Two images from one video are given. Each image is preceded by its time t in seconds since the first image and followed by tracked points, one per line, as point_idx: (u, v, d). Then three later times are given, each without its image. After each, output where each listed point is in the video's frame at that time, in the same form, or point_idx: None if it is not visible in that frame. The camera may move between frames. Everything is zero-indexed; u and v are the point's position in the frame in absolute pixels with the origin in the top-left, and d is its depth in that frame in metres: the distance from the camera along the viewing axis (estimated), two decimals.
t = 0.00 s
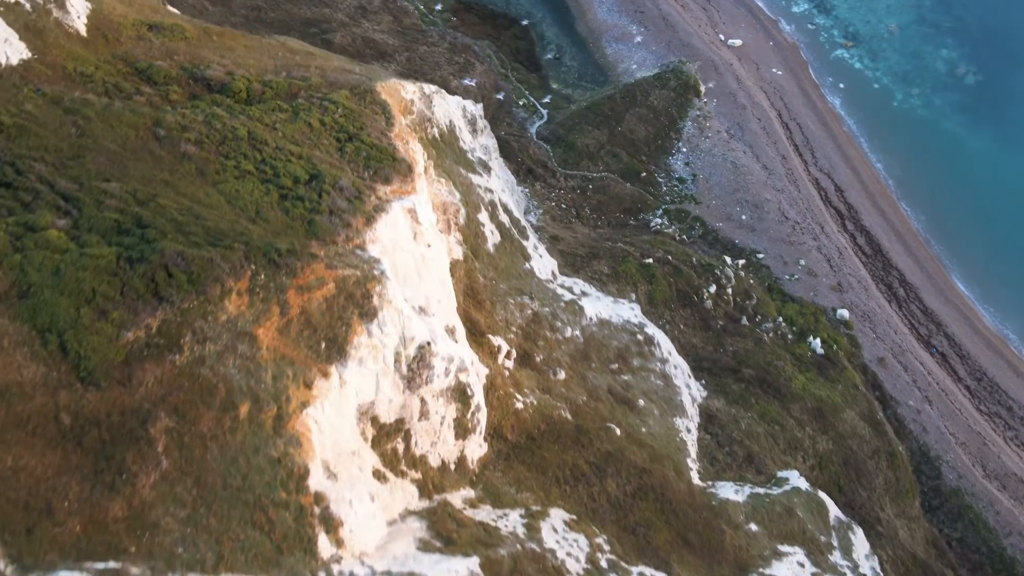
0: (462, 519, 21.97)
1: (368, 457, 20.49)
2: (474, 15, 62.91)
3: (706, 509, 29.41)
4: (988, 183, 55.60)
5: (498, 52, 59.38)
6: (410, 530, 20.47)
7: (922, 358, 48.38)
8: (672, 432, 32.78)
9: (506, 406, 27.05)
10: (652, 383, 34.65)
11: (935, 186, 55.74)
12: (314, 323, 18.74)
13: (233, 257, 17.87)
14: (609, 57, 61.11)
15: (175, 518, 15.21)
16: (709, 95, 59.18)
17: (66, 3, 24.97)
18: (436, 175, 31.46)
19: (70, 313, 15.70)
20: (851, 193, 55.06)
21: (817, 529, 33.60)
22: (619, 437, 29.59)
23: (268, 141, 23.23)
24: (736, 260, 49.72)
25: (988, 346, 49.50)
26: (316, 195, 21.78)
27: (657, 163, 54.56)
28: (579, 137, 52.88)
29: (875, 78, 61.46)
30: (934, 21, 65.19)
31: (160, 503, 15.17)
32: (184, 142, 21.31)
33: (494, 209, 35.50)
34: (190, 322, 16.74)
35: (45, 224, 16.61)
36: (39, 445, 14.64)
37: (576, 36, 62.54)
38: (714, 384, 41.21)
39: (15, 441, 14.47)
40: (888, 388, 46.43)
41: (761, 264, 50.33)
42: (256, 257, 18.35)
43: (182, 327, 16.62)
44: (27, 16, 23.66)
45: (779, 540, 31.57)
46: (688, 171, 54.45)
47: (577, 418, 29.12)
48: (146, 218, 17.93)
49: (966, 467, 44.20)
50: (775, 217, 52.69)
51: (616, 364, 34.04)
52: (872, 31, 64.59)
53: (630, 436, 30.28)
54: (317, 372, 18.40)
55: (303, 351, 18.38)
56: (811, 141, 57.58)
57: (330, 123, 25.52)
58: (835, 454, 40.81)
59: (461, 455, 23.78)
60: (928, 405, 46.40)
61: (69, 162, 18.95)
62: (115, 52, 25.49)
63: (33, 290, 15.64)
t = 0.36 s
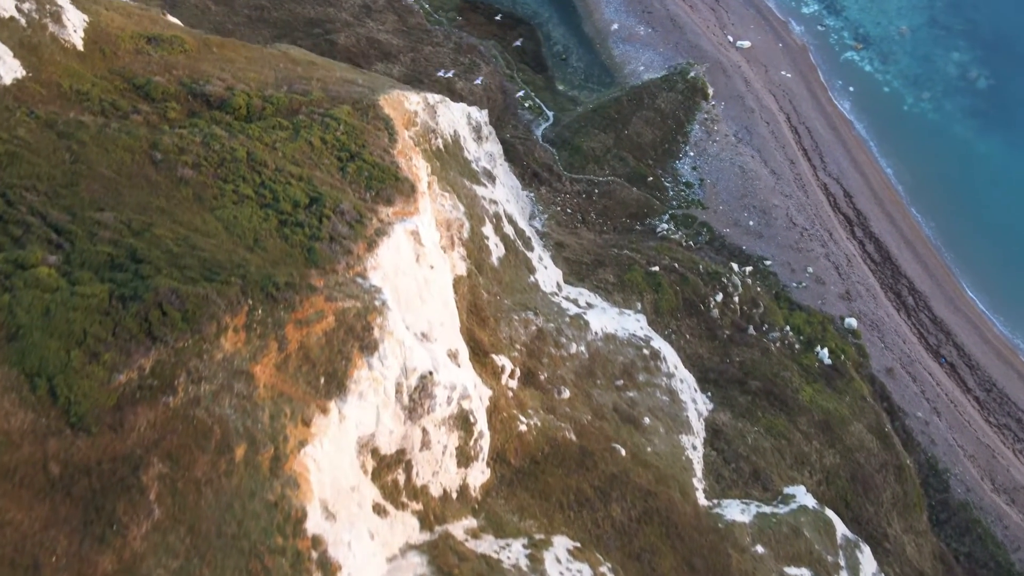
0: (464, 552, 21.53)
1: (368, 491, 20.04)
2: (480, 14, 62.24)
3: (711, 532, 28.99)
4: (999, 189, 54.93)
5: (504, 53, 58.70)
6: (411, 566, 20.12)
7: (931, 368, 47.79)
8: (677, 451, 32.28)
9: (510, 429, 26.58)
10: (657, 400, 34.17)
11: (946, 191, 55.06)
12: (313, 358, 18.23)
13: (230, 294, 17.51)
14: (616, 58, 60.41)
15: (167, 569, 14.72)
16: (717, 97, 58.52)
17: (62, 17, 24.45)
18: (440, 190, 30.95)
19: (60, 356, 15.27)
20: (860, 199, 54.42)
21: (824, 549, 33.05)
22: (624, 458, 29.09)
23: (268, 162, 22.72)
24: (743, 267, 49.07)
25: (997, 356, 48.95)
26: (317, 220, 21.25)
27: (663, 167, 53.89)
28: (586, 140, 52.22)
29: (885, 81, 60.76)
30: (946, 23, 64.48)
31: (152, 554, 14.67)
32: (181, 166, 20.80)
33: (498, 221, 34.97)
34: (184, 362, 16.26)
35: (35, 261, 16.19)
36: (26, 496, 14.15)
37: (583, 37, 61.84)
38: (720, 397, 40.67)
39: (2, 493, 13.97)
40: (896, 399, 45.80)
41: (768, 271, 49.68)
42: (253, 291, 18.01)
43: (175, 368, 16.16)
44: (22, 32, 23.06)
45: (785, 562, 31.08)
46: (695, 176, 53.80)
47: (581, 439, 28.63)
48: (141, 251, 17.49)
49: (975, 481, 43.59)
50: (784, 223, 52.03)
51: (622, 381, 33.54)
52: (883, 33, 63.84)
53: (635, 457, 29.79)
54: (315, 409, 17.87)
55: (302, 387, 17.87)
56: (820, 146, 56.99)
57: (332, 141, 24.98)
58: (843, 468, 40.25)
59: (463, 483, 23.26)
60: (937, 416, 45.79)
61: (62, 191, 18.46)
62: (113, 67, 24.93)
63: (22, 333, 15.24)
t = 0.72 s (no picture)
0: None
1: (368, 531, 19.53)
2: (487, 17, 61.64)
3: (718, 561, 28.58)
4: (1011, 201, 54.37)
5: (511, 57, 58.11)
6: None
7: (941, 384, 47.18)
8: (684, 474, 31.83)
9: (514, 456, 26.14)
10: (664, 421, 33.71)
11: (957, 202, 54.49)
12: (313, 399, 17.79)
13: (227, 334, 17.04)
14: (624, 63, 59.80)
15: None
16: (727, 104, 57.87)
17: (60, 36, 23.98)
18: (445, 209, 30.50)
19: (50, 405, 14.78)
20: (871, 209, 53.80)
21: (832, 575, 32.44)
22: (630, 485, 28.59)
23: (268, 188, 22.24)
24: (751, 279, 48.42)
25: (1007, 372, 48.47)
26: (318, 251, 20.77)
27: (672, 175, 53.25)
28: (593, 147, 51.66)
29: (897, 88, 60.10)
30: (960, 29, 63.82)
31: None
32: (179, 195, 20.32)
33: (504, 237, 34.47)
34: (180, 408, 15.80)
35: (26, 304, 15.73)
36: (14, 554, 13.58)
37: (591, 41, 61.23)
38: (727, 414, 40.15)
39: None
40: (905, 414, 45.11)
41: (776, 283, 49.03)
42: (252, 330, 17.53)
43: (170, 415, 15.67)
44: (19, 52, 22.57)
45: None
46: (704, 185, 53.19)
47: (586, 465, 28.16)
48: (136, 291, 17.04)
49: (985, 499, 42.88)
50: (793, 234, 51.36)
51: (628, 402, 33.05)
52: (895, 40, 63.17)
53: (642, 482, 29.28)
54: (315, 451, 17.37)
55: (301, 429, 17.40)
56: (830, 154, 56.35)
57: (335, 164, 24.48)
58: (851, 486, 39.66)
59: (466, 516, 22.74)
60: (946, 433, 45.11)
61: (56, 224, 17.99)
62: (112, 86, 24.42)
63: (11, 381, 14.72)
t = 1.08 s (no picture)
0: None
1: None
2: (495, 24, 61.05)
3: None
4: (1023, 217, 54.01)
5: (519, 65, 57.56)
6: None
7: (951, 404, 46.52)
8: (690, 501, 31.39)
9: (518, 489, 25.63)
10: (671, 446, 33.30)
11: (968, 217, 54.02)
12: (312, 447, 17.34)
13: (224, 383, 16.65)
14: (633, 72, 59.25)
15: None
16: (736, 116, 57.22)
17: (60, 60, 23.61)
18: (450, 233, 30.09)
19: (40, 461, 14.49)
20: (881, 224, 53.20)
21: None
22: (636, 516, 28.15)
23: (269, 219, 21.72)
24: (759, 294, 47.81)
25: (1018, 392, 48.02)
26: (319, 288, 20.26)
27: (680, 188, 52.55)
28: (601, 159, 51.15)
29: (909, 101, 59.56)
30: (972, 40, 63.29)
31: None
32: (178, 229, 19.82)
33: (510, 258, 34.02)
34: (174, 461, 15.35)
35: (17, 354, 15.58)
36: None
37: (599, 49, 60.68)
38: (734, 435, 39.56)
39: None
40: (914, 435, 44.27)
41: (785, 299, 48.37)
42: (250, 377, 17.11)
43: (164, 469, 15.22)
44: (17, 78, 22.30)
45: None
46: (712, 198, 52.44)
47: (592, 496, 27.70)
48: (132, 337, 16.74)
49: (994, 522, 42.08)
50: (802, 249, 50.71)
51: (634, 428, 32.56)
52: (907, 51, 62.62)
53: (648, 512, 28.78)
54: (314, 501, 16.79)
55: (299, 478, 16.88)
56: (840, 168, 55.71)
57: (338, 192, 23.96)
58: (858, 510, 39.05)
59: (468, 557, 20.82)
60: (956, 454, 44.35)
61: (50, 265, 17.76)
62: (111, 110, 23.92)
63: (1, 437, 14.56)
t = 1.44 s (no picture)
0: None
1: None
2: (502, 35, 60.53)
3: None
4: None
5: (526, 77, 57.03)
6: None
7: (962, 428, 45.87)
8: (697, 533, 30.92)
9: (522, 527, 25.15)
10: (678, 476, 32.80)
11: (979, 236, 53.57)
12: (311, 500, 16.88)
13: (221, 437, 16.18)
14: (641, 86, 58.75)
15: None
16: (745, 131, 56.64)
17: (58, 88, 23.19)
18: (455, 260, 29.71)
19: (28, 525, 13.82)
20: (891, 242, 52.64)
21: None
22: (641, 551, 27.83)
23: (270, 256, 21.26)
24: (768, 313, 47.12)
25: None
26: (320, 329, 19.78)
27: (688, 205, 52.02)
28: (608, 173, 50.45)
29: (920, 117, 59.05)
30: (983, 54, 62.82)
31: None
32: (176, 269, 19.42)
33: (515, 283, 33.56)
34: (168, 521, 14.84)
35: (7, 411, 15.05)
36: None
37: (607, 62, 60.25)
38: (741, 461, 38.52)
39: None
40: (924, 459, 43.46)
41: (793, 318, 47.60)
42: (247, 430, 16.67)
43: (158, 530, 14.69)
44: (14, 109, 21.92)
45: None
46: (720, 215, 51.90)
47: (597, 532, 27.30)
48: (126, 390, 16.35)
49: (1004, 549, 41.28)
50: (811, 267, 50.06)
51: (640, 457, 32.07)
52: (919, 66, 62.09)
53: (654, 548, 28.39)
54: (313, 556, 16.37)
55: (298, 533, 16.43)
56: (850, 185, 55.09)
57: (340, 225, 23.49)
58: (868, 539, 37.89)
59: None
60: (966, 479, 43.58)
61: (44, 312, 17.31)
62: (111, 140, 23.47)
63: None
